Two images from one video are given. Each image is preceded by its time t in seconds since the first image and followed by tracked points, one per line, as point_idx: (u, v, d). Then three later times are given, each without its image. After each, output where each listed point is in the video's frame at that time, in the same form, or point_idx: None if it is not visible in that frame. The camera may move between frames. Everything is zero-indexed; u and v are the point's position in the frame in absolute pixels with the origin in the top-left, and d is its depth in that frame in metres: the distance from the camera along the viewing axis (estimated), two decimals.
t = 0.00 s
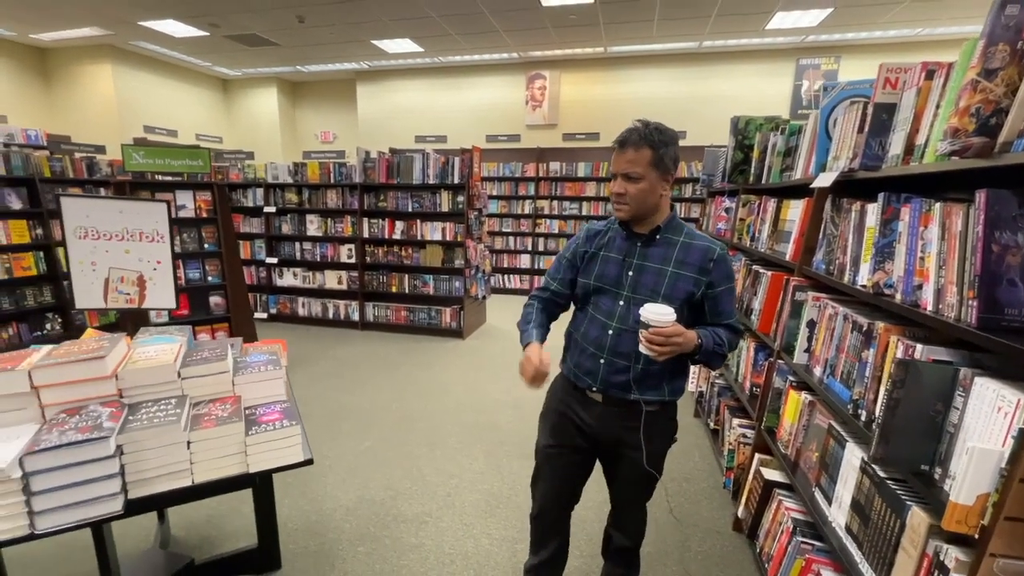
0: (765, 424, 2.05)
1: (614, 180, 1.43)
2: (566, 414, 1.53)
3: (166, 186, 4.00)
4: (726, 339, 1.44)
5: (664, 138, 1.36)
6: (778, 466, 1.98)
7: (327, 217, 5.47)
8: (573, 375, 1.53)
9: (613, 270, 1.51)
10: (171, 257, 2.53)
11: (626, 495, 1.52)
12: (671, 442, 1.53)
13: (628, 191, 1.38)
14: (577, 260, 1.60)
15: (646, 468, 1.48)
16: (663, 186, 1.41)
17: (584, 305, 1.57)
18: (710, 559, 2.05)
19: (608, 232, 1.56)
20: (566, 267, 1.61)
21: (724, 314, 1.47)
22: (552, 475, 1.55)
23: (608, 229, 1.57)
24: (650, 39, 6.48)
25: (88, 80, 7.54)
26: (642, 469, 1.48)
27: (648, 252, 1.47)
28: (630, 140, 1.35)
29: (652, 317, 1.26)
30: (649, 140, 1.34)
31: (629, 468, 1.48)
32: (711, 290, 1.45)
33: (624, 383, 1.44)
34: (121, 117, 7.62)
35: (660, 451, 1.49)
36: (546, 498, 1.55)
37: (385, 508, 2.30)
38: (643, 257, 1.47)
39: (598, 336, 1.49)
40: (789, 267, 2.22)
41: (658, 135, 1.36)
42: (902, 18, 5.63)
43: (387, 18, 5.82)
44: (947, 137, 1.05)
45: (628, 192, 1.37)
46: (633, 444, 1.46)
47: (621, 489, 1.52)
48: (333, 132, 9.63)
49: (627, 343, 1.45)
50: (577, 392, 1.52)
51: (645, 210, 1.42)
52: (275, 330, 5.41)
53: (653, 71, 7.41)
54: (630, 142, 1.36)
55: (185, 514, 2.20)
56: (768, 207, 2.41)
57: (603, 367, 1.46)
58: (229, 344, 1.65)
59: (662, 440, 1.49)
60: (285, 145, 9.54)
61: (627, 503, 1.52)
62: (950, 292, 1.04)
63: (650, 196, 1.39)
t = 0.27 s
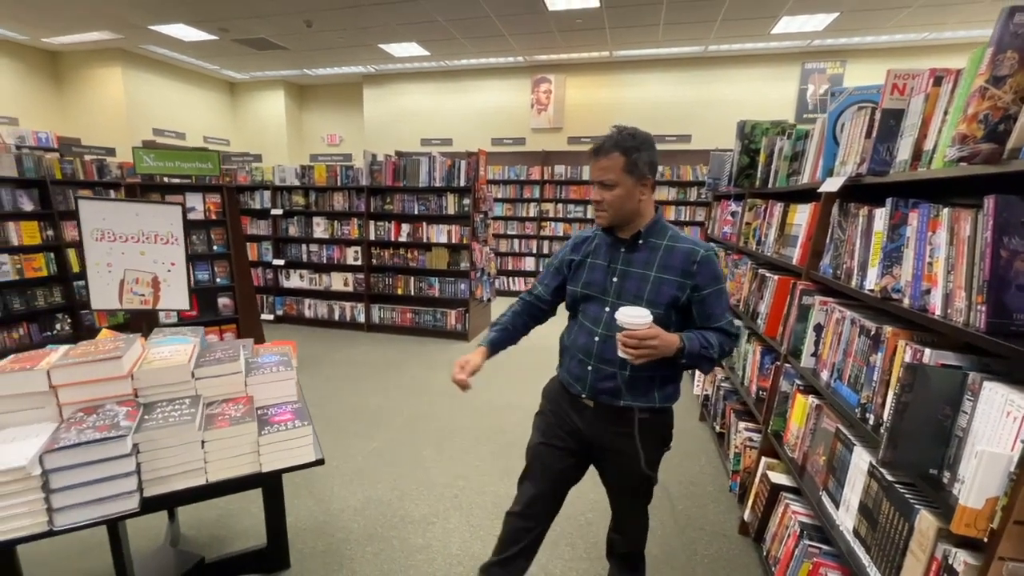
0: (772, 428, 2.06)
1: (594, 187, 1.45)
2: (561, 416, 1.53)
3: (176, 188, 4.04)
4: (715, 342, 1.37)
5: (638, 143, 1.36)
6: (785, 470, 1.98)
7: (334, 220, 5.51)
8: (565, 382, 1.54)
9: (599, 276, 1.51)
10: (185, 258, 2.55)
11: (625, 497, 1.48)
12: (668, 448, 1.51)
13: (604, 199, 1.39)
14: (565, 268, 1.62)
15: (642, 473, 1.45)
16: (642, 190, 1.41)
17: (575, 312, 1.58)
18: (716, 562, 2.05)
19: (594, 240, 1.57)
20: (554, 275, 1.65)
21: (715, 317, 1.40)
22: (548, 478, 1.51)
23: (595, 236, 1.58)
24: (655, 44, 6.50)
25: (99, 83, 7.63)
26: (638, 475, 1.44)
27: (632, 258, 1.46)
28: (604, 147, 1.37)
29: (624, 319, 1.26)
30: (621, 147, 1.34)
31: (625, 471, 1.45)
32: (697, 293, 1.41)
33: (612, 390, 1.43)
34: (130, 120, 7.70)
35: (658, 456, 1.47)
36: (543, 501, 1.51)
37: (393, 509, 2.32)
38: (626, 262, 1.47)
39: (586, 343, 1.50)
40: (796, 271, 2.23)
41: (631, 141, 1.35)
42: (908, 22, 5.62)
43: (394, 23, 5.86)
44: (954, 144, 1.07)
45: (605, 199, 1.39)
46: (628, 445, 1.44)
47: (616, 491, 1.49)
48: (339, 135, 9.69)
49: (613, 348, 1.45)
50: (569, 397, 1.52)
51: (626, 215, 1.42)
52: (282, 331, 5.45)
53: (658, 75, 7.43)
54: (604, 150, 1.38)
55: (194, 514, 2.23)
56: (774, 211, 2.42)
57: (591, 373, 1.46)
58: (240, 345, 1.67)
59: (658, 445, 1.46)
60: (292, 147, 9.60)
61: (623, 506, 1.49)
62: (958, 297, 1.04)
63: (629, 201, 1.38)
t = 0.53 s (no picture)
0: (782, 431, 2.05)
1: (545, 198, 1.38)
2: (531, 435, 1.44)
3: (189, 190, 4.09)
4: (673, 349, 1.27)
5: (587, 151, 1.29)
6: (795, 473, 1.98)
7: (343, 222, 5.54)
8: (531, 396, 1.46)
9: (558, 286, 1.42)
10: (203, 259, 2.58)
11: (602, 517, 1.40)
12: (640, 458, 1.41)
13: (554, 211, 1.33)
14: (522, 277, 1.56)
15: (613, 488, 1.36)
16: (595, 200, 1.33)
17: (538, 324, 1.49)
18: (725, 566, 2.05)
19: (552, 249, 1.49)
20: (514, 284, 1.58)
21: (673, 322, 1.31)
22: (523, 496, 1.45)
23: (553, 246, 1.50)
24: (664, 47, 6.50)
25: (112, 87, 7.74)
26: (611, 486, 1.36)
27: (589, 266, 1.38)
28: (552, 158, 1.30)
29: (576, 325, 1.16)
30: (571, 157, 1.28)
31: (595, 487, 1.37)
32: (654, 300, 1.32)
33: (577, 402, 1.35)
34: (143, 123, 7.79)
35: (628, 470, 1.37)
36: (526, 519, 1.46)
37: (402, 508, 2.33)
38: (583, 271, 1.38)
39: (548, 354, 1.42)
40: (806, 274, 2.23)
41: (581, 151, 1.29)
42: (918, 26, 5.58)
43: (403, 26, 5.90)
44: (968, 148, 1.07)
45: (557, 211, 1.32)
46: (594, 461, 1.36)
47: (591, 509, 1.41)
48: (348, 138, 9.76)
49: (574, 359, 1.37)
50: (536, 413, 1.44)
51: (580, 226, 1.34)
52: (291, 332, 5.50)
53: (665, 78, 7.44)
54: (552, 160, 1.31)
55: (207, 511, 2.26)
56: (784, 214, 2.42)
57: (555, 386, 1.39)
58: (256, 344, 1.69)
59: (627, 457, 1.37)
60: (301, 150, 9.69)
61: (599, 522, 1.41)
62: (971, 300, 1.05)
63: (581, 212, 1.32)
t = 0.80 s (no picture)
0: (796, 434, 2.06)
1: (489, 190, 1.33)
2: (488, 429, 1.43)
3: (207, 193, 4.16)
4: (619, 341, 1.26)
5: (531, 145, 1.25)
6: (810, 475, 1.98)
7: (356, 224, 5.60)
8: (484, 392, 1.44)
9: (506, 280, 1.38)
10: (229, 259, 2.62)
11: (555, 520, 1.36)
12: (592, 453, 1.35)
13: (499, 204, 1.28)
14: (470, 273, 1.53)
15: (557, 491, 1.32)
16: (541, 192, 1.30)
17: (487, 319, 1.45)
18: (739, 567, 2.06)
19: (500, 243, 1.44)
20: (461, 280, 1.55)
21: (619, 314, 1.30)
22: (487, 481, 1.48)
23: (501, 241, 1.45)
24: (676, 51, 6.51)
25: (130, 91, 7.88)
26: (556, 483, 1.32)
27: (536, 260, 1.34)
28: (495, 151, 1.25)
29: (524, 321, 1.16)
30: (515, 149, 1.23)
31: (544, 484, 1.33)
32: (600, 293, 1.30)
33: (526, 397, 1.32)
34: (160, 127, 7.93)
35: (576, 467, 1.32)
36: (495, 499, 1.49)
37: (417, 507, 2.36)
38: (530, 265, 1.34)
39: (496, 350, 1.39)
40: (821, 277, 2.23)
41: (524, 142, 1.24)
42: (935, 28, 5.53)
43: (416, 30, 5.96)
44: (987, 153, 1.08)
45: (503, 204, 1.27)
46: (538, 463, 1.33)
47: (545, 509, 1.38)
48: (360, 140, 9.85)
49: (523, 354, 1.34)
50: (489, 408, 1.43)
51: (527, 220, 1.30)
52: (304, 332, 5.56)
53: (677, 81, 7.45)
54: (495, 153, 1.26)
55: (226, 507, 2.30)
56: (798, 218, 2.42)
57: (504, 381, 1.36)
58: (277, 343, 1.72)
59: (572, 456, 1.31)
60: (313, 152, 9.80)
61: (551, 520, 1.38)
62: (991, 304, 1.05)
63: (527, 206, 1.28)
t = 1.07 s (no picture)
0: (813, 435, 2.06)
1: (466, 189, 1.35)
2: (476, 425, 1.46)
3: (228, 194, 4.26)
4: (593, 339, 1.25)
5: (505, 142, 1.26)
6: (828, 477, 1.98)
7: (371, 225, 5.67)
8: (471, 395, 1.46)
9: (486, 280, 1.41)
10: (257, 258, 2.67)
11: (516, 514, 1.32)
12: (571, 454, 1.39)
13: (476, 203, 1.30)
14: (449, 272, 1.56)
15: (532, 479, 1.32)
16: (517, 190, 1.31)
17: (471, 321, 1.47)
18: (755, 568, 2.07)
19: (479, 245, 1.48)
20: (440, 278, 1.58)
21: (596, 311, 1.30)
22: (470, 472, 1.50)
23: (480, 242, 1.49)
24: (690, 53, 6.49)
25: (150, 94, 8.06)
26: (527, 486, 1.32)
27: (515, 258, 1.36)
28: (468, 150, 1.26)
29: (495, 315, 1.13)
30: (488, 147, 1.24)
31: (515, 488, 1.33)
32: (578, 289, 1.30)
33: (510, 397, 1.34)
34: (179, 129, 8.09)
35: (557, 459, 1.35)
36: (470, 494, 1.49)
37: (434, 503, 2.39)
38: (509, 264, 1.37)
39: (480, 351, 1.41)
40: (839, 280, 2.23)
41: (498, 140, 1.25)
42: (954, 29, 5.47)
43: (431, 34, 6.03)
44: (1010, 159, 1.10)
45: (479, 204, 1.29)
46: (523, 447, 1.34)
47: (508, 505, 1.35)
48: (374, 142, 9.95)
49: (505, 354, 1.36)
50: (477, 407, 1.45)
51: (504, 219, 1.32)
52: (319, 331, 5.63)
53: (691, 83, 7.44)
54: (469, 152, 1.27)
55: (248, 501, 2.36)
56: (816, 221, 2.43)
57: (488, 382, 1.38)
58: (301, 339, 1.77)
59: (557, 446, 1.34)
60: (328, 154, 9.92)
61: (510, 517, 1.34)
62: (1014, 306, 1.06)
63: (503, 205, 1.30)
